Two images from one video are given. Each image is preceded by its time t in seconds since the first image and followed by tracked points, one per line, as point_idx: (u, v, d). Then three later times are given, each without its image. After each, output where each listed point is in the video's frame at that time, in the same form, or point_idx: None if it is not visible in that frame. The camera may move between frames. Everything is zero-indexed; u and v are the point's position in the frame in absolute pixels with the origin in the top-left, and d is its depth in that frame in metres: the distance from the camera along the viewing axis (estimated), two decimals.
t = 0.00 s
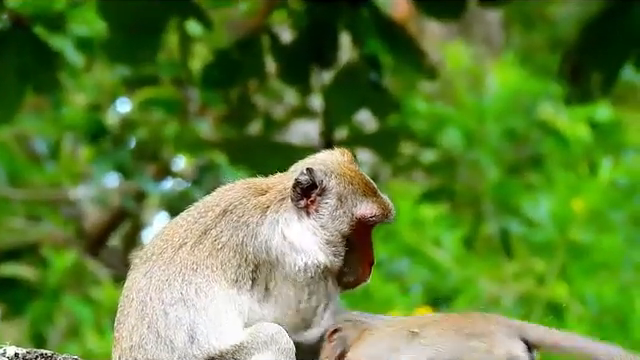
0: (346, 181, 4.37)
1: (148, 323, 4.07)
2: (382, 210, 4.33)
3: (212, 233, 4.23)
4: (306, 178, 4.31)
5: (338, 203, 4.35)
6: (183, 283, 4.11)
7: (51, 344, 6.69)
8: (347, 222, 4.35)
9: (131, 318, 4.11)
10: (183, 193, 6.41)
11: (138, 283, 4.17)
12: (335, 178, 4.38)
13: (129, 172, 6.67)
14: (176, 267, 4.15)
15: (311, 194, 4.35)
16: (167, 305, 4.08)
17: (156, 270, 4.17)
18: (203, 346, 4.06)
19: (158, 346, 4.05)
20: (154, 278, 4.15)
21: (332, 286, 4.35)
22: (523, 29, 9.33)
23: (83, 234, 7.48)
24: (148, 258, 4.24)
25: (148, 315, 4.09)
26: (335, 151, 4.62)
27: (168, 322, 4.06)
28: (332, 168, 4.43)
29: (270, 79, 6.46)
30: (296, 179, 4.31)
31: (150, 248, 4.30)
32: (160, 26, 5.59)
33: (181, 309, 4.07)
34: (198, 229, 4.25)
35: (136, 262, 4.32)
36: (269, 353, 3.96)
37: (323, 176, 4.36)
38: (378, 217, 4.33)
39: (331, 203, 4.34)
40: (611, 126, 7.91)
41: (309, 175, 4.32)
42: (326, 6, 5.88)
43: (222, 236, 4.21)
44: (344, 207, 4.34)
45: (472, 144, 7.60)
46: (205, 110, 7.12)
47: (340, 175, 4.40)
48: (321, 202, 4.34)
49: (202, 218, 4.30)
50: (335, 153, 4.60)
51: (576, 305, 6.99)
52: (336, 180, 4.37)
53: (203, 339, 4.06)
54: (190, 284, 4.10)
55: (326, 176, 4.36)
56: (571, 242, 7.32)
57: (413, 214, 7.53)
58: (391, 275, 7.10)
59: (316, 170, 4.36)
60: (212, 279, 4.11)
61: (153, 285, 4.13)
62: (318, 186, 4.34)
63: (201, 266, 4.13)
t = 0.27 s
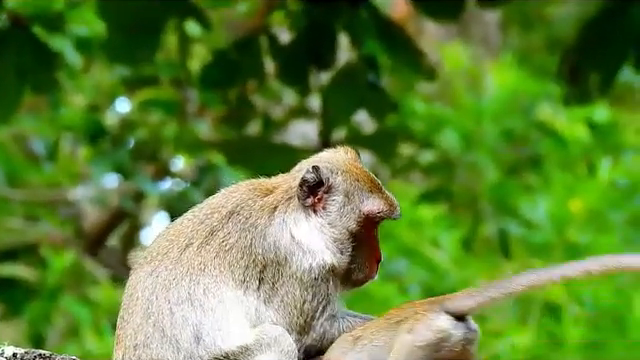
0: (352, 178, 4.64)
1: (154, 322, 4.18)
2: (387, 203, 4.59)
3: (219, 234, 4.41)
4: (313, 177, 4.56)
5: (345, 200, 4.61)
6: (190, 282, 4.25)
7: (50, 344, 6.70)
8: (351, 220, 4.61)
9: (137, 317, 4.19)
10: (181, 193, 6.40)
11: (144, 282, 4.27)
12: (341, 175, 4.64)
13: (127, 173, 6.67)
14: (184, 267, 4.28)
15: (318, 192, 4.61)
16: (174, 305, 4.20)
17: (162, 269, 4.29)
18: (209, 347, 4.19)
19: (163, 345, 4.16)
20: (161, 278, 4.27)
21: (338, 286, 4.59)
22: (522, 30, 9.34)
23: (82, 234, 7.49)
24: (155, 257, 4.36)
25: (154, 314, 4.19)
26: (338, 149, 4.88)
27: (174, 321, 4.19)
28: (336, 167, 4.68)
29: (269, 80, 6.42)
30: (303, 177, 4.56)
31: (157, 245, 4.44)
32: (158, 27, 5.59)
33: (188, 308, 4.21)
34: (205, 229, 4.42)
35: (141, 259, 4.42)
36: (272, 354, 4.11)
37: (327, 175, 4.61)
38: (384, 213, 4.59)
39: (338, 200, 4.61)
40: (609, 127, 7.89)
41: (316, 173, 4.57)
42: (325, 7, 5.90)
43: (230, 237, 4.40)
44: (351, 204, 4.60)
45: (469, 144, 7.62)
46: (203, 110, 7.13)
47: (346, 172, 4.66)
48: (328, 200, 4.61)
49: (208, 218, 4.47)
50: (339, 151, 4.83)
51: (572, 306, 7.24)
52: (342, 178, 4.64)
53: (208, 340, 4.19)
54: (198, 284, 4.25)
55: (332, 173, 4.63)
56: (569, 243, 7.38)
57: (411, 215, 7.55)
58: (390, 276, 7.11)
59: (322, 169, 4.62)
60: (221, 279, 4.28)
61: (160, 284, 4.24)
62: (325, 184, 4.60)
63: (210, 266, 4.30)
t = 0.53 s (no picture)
0: (347, 173, 4.58)
1: (153, 324, 4.12)
2: (383, 197, 4.53)
3: (215, 233, 4.34)
4: (308, 173, 4.51)
5: (341, 194, 4.54)
6: (188, 282, 4.20)
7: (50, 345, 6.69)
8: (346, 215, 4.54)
9: (135, 318, 4.13)
10: (181, 194, 6.40)
11: (141, 283, 4.21)
12: (336, 170, 4.58)
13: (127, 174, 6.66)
14: (181, 267, 4.23)
15: (313, 187, 4.54)
16: (173, 306, 4.14)
17: (159, 270, 4.24)
18: (208, 348, 4.12)
19: (163, 347, 4.10)
20: (159, 279, 4.21)
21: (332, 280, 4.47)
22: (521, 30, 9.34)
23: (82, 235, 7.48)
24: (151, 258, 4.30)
25: (153, 315, 4.13)
26: (333, 144, 4.81)
27: (173, 322, 4.12)
28: (330, 161, 4.61)
29: (269, 81, 6.43)
30: (298, 174, 4.51)
31: (153, 245, 4.38)
32: (157, 28, 5.59)
33: (186, 309, 4.15)
34: (200, 228, 4.36)
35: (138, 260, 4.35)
36: (270, 353, 4.01)
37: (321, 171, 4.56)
38: (379, 207, 4.52)
39: (334, 194, 4.54)
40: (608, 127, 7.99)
41: (311, 169, 4.51)
42: (325, 8, 5.89)
43: (226, 235, 4.33)
44: (347, 199, 4.54)
45: (469, 145, 7.62)
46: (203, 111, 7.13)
47: (341, 167, 4.60)
48: (324, 195, 4.53)
49: (203, 217, 4.41)
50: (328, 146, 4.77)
51: (571, 306, 7.16)
52: (337, 174, 4.57)
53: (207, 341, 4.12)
54: (196, 284, 4.19)
55: (327, 168, 4.56)
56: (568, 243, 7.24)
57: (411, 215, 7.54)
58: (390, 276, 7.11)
59: (317, 164, 4.56)
60: (218, 279, 4.22)
61: (158, 285, 4.19)
62: (319, 180, 4.54)
63: (207, 266, 4.24)
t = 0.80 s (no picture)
0: (344, 168, 4.54)
1: (153, 323, 4.05)
2: (381, 192, 4.51)
3: (213, 230, 4.30)
4: (306, 169, 4.46)
5: (339, 190, 4.50)
6: (187, 280, 4.14)
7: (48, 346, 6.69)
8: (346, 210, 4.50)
9: (135, 318, 4.07)
10: (180, 195, 6.40)
11: (140, 283, 4.15)
12: (334, 165, 4.54)
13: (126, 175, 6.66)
14: (179, 265, 4.17)
15: (311, 183, 4.50)
16: (172, 305, 4.08)
17: (157, 269, 4.18)
18: (208, 348, 4.06)
19: (162, 347, 4.03)
20: (157, 277, 4.15)
21: (330, 277, 4.46)
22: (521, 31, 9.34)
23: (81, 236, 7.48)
24: (150, 257, 4.25)
25: (153, 315, 4.07)
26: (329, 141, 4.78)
27: (173, 321, 4.06)
28: (327, 157, 4.57)
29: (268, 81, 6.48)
30: (296, 169, 4.46)
31: (151, 245, 4.33)
32: (157, 28, 5.59)
33: (186, 308, 4.08)
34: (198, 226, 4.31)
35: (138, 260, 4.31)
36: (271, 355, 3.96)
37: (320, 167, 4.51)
38: (378, 202, 4.49)
39: (333, 190, 4.50)
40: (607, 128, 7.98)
41: (308, 164, 4.47)
42: (324, 9, 5.92)
43: (224, 233, 4.28)
44: (345, 194, 4.50)
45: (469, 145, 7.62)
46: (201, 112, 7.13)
47: (338, 163, 4.56)
48: (322, 191, 4.49)
49: (201, 215, 4.37)
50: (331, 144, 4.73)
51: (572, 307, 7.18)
52: (335, 169, 4.53)
53: (206, 340, 4.05)
54: (194, 282, 4.13)
55: (325, 164, 4.52)
56: (567, 244, 7.36)
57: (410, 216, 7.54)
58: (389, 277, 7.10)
59: (315, 160, 4.52)
60: (216, 276, 4.17)
61: (156, 284, 4.12)
62: (318, 176, 4.49)
63: (205, 263, 4.18)
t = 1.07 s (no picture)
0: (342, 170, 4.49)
1: (150, 318, 4.03)
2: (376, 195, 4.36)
3: (211, 228, 4.24)
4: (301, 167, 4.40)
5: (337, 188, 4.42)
6: (184, 276, 4.07)
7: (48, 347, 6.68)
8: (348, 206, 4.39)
9: (134, 313, 4.08)
10: (178, 195, 6.39)
11: (139, 278, 4.15)
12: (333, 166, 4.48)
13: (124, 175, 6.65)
14: (177, 261, 4.12)
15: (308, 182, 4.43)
16: (169, 300, 4.03)
17: (155, 265, 4.15)
18: (205, 345, 3.96)
19: (159, 342, 3.99)
20: (156, 273, 4.12)
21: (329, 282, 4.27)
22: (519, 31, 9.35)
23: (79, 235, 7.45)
24: (150, 254, 4.23)
25: (151, 310, 4.05)
26: (328, 143, 4.74)
27: (170, 317, 4.01)
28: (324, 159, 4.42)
29: (267, 82, 6.44)
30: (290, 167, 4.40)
31: (153, 242, 4.32)
32: (154, 29, 5.59)
33: (183, 303, 4.01)
34: (195, 224, 4.28)
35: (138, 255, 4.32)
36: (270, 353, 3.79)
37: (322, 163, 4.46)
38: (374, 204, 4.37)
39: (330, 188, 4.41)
40: (605, 128, 8.00)
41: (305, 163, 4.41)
42: (323, 9, 5.92)
43: (221, 231, 4.22)
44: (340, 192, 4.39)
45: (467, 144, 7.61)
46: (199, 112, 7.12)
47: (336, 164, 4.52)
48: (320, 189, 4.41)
49: (200, 215, 4.34)
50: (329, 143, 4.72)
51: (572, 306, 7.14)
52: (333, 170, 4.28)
53: (203, 337, 3.96)
54: (192, 278, 4.06)
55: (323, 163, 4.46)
56: (567, 244, 7.35)
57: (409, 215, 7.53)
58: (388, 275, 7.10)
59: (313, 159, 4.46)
60: (214, 272, 4.09)
61: (154, 279, 4.09)
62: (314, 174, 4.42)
63: (203, 260, 4.12)
